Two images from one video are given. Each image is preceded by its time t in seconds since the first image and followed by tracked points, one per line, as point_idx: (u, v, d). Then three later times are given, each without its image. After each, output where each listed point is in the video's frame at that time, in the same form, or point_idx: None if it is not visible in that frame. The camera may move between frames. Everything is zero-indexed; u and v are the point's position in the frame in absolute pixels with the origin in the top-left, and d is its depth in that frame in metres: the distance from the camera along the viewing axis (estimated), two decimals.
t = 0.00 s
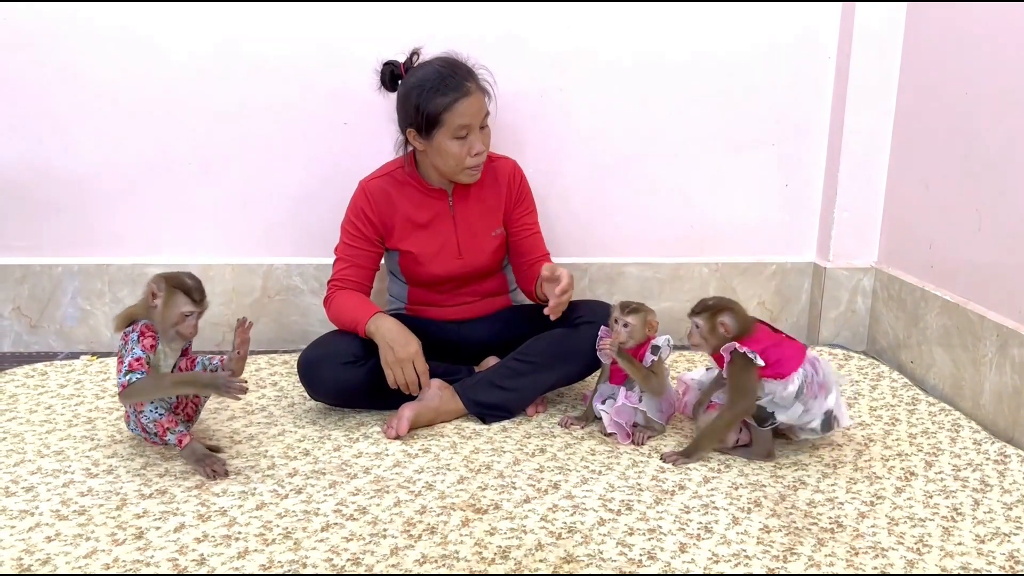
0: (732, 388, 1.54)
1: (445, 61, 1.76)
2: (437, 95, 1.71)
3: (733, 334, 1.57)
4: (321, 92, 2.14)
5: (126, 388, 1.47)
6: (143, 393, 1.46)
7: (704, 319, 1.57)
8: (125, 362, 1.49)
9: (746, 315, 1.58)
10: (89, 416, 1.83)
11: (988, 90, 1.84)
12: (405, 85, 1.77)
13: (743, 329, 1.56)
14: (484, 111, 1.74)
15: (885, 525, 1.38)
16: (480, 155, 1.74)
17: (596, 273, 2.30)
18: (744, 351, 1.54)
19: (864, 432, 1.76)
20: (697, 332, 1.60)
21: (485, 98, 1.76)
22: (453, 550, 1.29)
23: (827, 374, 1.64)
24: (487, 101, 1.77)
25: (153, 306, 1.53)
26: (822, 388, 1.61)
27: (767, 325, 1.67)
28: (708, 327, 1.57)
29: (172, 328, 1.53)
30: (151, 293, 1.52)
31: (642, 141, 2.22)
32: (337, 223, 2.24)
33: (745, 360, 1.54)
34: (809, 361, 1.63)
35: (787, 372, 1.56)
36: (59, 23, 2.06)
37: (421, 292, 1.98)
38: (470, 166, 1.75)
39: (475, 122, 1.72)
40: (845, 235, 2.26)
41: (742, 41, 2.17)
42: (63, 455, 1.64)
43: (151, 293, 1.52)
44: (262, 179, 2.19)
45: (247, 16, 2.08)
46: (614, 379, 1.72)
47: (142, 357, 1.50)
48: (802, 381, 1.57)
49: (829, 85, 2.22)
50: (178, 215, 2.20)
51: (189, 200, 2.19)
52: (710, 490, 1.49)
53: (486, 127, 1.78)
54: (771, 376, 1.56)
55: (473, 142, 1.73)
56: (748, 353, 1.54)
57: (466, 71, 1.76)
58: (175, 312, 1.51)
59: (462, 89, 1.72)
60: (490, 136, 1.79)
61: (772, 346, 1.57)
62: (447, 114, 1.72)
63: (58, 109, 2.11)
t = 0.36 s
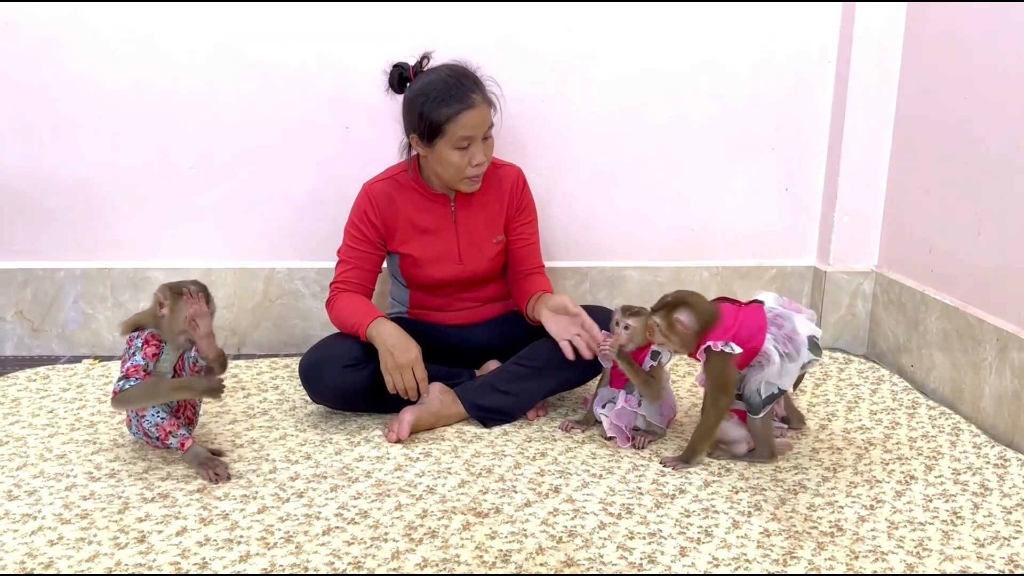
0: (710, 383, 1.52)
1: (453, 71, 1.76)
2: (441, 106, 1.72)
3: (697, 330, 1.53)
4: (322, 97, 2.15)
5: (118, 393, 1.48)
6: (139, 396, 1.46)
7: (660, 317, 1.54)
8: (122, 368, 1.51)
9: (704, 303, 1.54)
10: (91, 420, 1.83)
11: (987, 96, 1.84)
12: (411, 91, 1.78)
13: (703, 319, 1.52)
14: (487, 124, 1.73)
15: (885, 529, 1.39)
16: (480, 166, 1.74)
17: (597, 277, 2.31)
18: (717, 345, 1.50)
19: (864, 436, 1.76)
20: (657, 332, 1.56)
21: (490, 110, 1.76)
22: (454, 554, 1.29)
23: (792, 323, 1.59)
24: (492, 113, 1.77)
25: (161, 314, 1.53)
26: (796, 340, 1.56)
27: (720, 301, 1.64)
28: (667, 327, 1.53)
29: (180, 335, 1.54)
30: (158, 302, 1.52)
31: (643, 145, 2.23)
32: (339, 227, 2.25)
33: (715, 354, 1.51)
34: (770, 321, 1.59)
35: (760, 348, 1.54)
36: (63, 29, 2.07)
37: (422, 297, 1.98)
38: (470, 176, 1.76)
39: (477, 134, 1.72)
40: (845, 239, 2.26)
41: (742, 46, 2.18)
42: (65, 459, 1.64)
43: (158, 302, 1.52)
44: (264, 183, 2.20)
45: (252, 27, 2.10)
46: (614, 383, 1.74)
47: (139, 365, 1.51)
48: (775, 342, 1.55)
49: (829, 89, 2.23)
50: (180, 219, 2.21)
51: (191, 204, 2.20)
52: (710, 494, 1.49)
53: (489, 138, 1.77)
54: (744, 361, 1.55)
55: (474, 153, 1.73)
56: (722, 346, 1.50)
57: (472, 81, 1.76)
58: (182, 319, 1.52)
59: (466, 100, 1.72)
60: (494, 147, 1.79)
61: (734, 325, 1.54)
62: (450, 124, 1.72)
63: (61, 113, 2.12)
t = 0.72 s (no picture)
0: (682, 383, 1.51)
1: (439, 75, 1.76)
2: (425, 110, 1.72)
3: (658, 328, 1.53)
4: (326, 99, 2.16)
5: (118, 391, 1.48)
6: (132, 396, 1.46)
7: (622, 315, 1.54)
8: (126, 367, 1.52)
9: (665, 301, 1.55)
10: (95, 421, 1.84)
11: (988, 98, 1.85)
12: (399, 96, 1.79)
13: (663, 317, 1.53)
14: (473, 127, 1.73)
15: (887, 531, 1.39)
16: (468, 170, 1.74)
17: (600, 279, 2.31)
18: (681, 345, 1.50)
19: (866, 438, 1.76)
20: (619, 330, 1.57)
21: (477, 114, 1.75)
22: (457, 555, 1.30)
23: (771, 323, 1.59)
24: (479, 116, 1.76)
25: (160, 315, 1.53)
26: (775, 344, 1.57)
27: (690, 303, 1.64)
28: (629, 325, 1.54)
29: (175, 336, 1.52)
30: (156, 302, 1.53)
31: (645, 147, 2.23)
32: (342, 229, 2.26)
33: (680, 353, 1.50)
34: (746, 324, 1.60)
35: (733, 351, 1.52)
36: (67, 31, 2.08)
37: (422, 299, 2.00)
38: (458, 180, 1.76)
39: (463, 139, 1.72)
40: (847, 241, 2.27)
41: (745, 48, 2.19)
42: (69, 460, 1.65)
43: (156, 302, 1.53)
44: (267, 185, 2.20)
45: (256, 29, 2.10)
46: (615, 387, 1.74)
47: (139, 364, 1.52)
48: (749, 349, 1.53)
49: (831, 91, 2.23)
50: (184, 221, 2.22)
51: (195, 206, 2.21)
52: (712, 496, 1.49)
53: (478, 141, 1.77)
54: (717, 365, 1.54)
55: (460, 157, 1.73)
56: (686, 345, 1.49)
57: (459, 85, 1.76)
58: (172, 318, 1.50)
59: (451, 105, 1.72)
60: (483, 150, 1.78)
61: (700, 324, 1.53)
62: (435, 129, 1.73)
63: (64, 115, 2.13)
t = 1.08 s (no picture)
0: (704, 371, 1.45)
1: (427, 80, 1.76)
2: (413, 117, 1.73)
3: (698, 314, 1.47)
4: (331, 99, 2.16)
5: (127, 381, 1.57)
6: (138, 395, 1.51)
7: (668, 294, 1.48)
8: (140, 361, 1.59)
9: (710, 291, 1.50)
10: (100, 419, 1.84)
11: (994, 96, 1.84)
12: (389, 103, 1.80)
13: (711, 306, 1.47)
14: (463, 131, 1.73)
15: (892, 530, 1.39)
16: (461, 172, 1.74)
17: (604, 278, 2.31)
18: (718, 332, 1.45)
19: (871, 437, 1.76)
20: (659, 309, 1.50)
21: (466, 117, 1.75)
22: (462, 553, 1.30)
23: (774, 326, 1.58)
24: (469, 119, 1.76)
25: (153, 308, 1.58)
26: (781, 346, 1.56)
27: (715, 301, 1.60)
28: (672, 304, 1.48)
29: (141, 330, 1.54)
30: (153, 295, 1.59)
31: (649, 146, 2.23)
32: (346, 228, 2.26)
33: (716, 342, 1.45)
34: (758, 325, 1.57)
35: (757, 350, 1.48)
36: (73, 31, 2.08)
37: (426, 298, 2.00)
38: (453, 183, 1.76)
39: (453, 143, 1.72)
40: (852, 240, 2.27)
41: (749, 47, 2.18)
42: (75, 458, 1.66)
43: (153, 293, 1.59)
44: (272, 184, 2.21)
45: (260, 28, 2.11)
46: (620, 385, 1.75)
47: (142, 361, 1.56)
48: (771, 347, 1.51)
49: (835, 90, 2.23)
50: (188, 220, 2.22)
51: (200, 205, 2.21)
52: (717, 494, 1.49)
53: (470, 143, 1.77)
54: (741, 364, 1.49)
55: (452, 161, 1.73)
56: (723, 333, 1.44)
57: (446, 89, 1.75)
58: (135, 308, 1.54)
59: (439, 110, 1.71)
60: (477, 151, 1.78)
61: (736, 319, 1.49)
62: (425, 134, 1.73)
63: (69, 115, 2.14)
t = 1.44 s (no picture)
0: (788, 392, 1.37)
1: (432, 76, 1.76)
2: (418, 112, 1.73)
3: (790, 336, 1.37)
4: (339, 96, 2.17)
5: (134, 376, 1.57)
6: (144, 389, 1.54)
7: (773, 312, 1.34)
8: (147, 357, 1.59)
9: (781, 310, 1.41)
10: (111, 415, 1.86)
11: (1003, 93, 1.83)
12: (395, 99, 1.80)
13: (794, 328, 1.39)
14: (468, 125, 1.73)
15: (901, 526, 1.39)
16: (467, 167, 1.74)
17: (612, 275, 2.31)
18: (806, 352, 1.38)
19: (880, 434, 1.76)
20: (756, 327, 1.34)
21: (472, 111, 1.75)
22: (470, 548, 1.30)
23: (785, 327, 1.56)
24: (475, 113, 1.75)
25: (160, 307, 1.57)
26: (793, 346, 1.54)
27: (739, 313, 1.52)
28: (773, 324, 1.34)
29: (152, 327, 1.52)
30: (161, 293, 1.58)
31: (657, 143, 2.23)
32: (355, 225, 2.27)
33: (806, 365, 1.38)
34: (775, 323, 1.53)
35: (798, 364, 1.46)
36: (84, 30, 2.09)
37: (435, 295, 2.00)
38: (460, 178, 1.77)
39: (459, 138, 1.72)
40: (861, 237, 2.26)
41: (758, 44, 2.18)
42: (86, 453, 1.67)
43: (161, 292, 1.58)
44: (281, 181, 2.22)
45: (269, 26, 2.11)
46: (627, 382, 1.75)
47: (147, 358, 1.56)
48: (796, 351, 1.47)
49: (845, 87, 2.22)
50: (198, 217, 2.23)
51: (209, 202, 2.22)
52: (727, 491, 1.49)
53: (477, 137, 1.76)
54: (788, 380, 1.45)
55: (458, 156, 1.73)
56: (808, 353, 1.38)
57: (451, 83, 1.75)
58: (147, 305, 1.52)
59: (444, 106, 1.72)
60: (483, 145, 1.78)
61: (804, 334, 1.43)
62: (430, 129, 1.73)
63: (79, 112, 2.15)
